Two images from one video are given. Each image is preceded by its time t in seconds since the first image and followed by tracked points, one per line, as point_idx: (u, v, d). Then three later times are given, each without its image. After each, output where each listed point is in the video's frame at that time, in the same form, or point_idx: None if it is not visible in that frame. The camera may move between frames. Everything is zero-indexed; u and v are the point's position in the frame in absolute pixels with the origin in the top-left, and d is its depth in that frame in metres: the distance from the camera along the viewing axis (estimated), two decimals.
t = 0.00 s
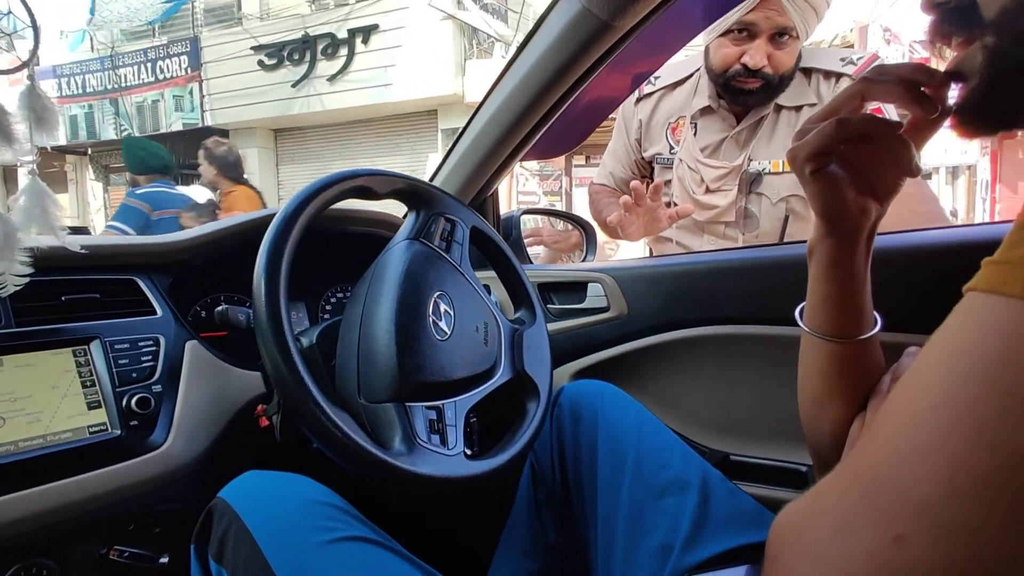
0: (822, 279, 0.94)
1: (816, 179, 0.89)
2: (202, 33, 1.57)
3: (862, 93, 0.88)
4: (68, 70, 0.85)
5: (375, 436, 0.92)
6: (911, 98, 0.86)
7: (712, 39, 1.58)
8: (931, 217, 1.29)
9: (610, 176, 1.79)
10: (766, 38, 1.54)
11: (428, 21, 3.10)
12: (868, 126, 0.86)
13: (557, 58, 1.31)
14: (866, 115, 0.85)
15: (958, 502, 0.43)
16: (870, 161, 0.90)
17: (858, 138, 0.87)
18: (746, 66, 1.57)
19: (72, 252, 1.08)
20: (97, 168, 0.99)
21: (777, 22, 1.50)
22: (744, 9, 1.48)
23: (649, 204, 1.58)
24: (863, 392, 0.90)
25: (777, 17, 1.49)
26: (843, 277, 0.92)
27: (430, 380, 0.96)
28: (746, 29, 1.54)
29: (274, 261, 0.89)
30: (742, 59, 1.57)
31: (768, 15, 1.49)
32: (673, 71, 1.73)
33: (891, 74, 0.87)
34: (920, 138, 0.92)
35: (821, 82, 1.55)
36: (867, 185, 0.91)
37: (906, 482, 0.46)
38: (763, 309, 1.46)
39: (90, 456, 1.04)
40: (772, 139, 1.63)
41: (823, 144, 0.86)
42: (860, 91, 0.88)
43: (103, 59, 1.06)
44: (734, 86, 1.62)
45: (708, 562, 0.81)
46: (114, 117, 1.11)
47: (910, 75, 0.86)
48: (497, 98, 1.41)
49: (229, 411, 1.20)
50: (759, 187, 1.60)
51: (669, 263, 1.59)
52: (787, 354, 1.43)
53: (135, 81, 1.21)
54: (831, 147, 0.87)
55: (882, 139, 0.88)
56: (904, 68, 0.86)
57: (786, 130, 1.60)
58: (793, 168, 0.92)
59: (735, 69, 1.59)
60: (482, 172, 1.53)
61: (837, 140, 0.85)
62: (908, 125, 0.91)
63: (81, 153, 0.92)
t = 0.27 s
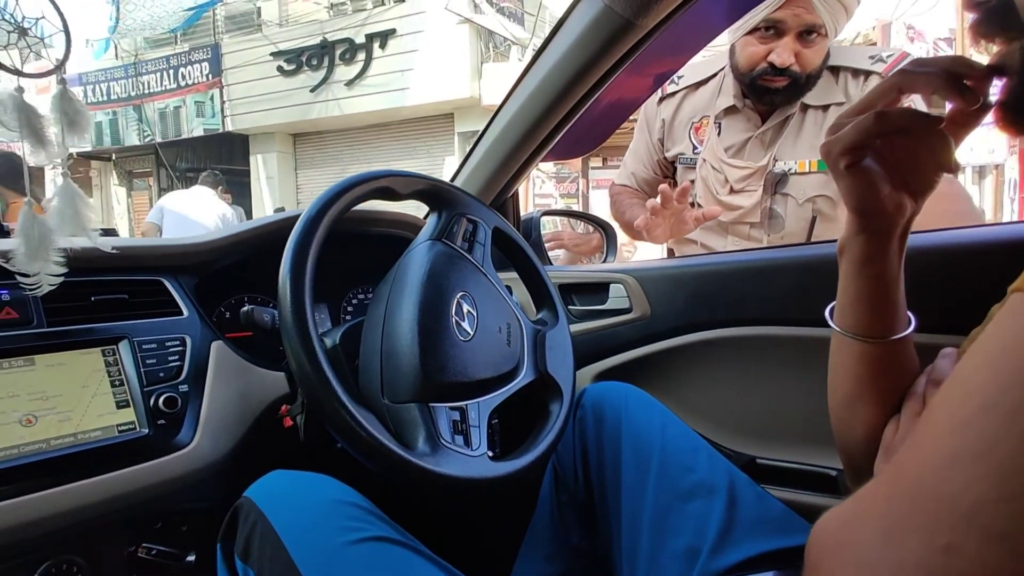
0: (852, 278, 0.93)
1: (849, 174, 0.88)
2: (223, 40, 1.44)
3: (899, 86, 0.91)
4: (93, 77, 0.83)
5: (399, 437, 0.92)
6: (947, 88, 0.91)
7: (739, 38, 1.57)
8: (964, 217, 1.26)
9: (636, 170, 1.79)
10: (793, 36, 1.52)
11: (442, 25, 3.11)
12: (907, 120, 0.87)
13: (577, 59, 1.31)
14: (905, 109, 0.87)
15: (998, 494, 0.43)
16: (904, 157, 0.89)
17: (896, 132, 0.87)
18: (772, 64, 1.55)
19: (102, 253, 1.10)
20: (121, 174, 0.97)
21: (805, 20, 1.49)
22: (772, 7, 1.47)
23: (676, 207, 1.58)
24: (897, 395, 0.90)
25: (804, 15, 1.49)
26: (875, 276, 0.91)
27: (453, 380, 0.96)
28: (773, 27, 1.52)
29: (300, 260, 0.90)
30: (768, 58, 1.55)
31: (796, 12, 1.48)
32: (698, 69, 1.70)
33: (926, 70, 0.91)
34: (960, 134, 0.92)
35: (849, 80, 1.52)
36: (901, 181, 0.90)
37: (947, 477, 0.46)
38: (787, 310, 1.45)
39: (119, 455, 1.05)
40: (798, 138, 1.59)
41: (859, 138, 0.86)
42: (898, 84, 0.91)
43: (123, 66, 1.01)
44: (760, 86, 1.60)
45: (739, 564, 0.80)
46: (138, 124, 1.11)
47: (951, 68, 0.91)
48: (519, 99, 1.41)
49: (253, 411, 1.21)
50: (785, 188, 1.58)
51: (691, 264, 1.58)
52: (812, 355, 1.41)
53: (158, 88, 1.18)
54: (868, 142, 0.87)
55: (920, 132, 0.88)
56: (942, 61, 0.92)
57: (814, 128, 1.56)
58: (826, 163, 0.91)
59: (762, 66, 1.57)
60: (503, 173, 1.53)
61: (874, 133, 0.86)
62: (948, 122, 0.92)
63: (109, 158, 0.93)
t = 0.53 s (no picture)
0: (870, 275, 0.92)
1: (867, 171, 0.87)
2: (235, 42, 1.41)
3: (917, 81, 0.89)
4: (108, 80, 0.84)
5: (411, 434, 0.92)
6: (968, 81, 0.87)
7: (756, 31, 1.54)
8: (983, 215, 1.25)
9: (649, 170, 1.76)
10: (813, 30, 1.49)
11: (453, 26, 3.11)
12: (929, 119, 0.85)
13: (588, 57, 1.31)
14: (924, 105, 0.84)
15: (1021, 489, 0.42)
16: (925, 153, 0.87)
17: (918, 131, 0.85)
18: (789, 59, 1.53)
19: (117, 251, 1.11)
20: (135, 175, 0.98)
21: (824, 14, 1.45)
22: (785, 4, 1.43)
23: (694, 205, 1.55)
24: (915, 394, 0.89)
25: (823, 8, 1.44)
26: (893, 273, 0.90)
27: (465, 378, 0.96)
28: (792, 22, 1.49)
29: (313, 260, 0.90)
30: (786, 52, 1.53)
31: (814, 6, 1.44)
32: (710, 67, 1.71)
33: (945, 61, 0.88)
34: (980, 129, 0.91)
35: (867, 77, 1.50)
36: (920, 177, 0.88)
37: (969, 472, 0.46)
38: (801, 309, 1.44)
39: (135, 452, 1.06)
40: (816, 135, 1.59)
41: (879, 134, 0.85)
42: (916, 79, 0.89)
43: (137, 68, 1.01)
44: (778, 80, 1.58)
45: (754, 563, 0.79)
46: (154, 126, 1.12)
47: (971, 61, 0.87)
48: (530, 96, 1.41)
49: (266, 409, 1.21)
50: (801, 185, 1.57)
51: (703, 262, 1.58)
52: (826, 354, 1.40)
53: (171, 90, 1.21)
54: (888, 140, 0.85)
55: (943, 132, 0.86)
56: (964, 53, 0.88)
57: (831, 126, 1.56)
58: (843, 159, 0.90)
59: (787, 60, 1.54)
60: (514, 171, 1.53)
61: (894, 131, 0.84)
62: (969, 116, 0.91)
63: (121, 160, 0.94)
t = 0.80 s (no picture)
0: (871, 278, 0.92)
1: (868, 174, 0.87)
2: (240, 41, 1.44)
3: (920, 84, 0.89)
4: (113, 77, 0.85)
5: (412, 435, 0.92)
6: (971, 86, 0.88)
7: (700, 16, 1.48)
8: (986, 217, 1.25)
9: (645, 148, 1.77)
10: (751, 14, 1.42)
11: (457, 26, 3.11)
12: (932, 122, 0.84)
13: (591, 58, 1.31)
14: (927, 108, 0.84)
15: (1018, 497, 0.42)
16: (926, 157, 0.88)
17: (920, 133, 0.85)
18: (778, 54, 1.51)
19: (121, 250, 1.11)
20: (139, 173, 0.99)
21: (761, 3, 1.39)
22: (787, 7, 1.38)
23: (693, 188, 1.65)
24: (916, 398, 0.89)
25: None
26: (894, 276, 0.90)
27: (466, 379, 0.96)
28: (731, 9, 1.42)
29: (314, 260, 0.90)
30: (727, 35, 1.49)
31: None
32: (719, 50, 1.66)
33: (948, 66, 0.89)
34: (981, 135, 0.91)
35: (872, 69, 1.47)
36: (922, 180, 0.88)
37: (967, 480, 0.46)
38: (803, 311, 1.44)
39: (137, 450, 1.06)
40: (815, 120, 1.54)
41: (880, 137, 0.85)
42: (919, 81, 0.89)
43: (143, 66, 1.01)
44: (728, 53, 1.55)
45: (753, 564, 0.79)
46: (159, 125, 1.12)
47: (974, 65, 0.88)
48: (532, 98, 1.41)
49: (268, 408, 1.22)
50: (797, 173, 1.54)
51: (705, 264, 1.58)
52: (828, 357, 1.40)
53: (178, 89, 1.21)
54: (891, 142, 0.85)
55: (946, 136, 0.86)
56: (966, 57, 0.89)
57: (835, 117, 1.52)
58: (845, 162, 0.90)
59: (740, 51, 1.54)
60: (516, 172, 1.53)
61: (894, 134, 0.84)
62: (970, 120, 0.90)
63: (126, 158, 0.95)
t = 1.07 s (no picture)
0: (870, 279, 0.92)
1: (867, 175, 0.87)
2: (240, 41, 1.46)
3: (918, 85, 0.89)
4: (112, 78, 0.85)
5: (410, 436, 0.92)
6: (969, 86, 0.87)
7: None
8: (986, 217, 1.24)
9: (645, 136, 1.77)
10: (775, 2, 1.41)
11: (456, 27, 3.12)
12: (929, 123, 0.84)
13: (589, 59, 1.31)
14: (925, 110, 0.84)
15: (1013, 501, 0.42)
16: (924, 158, 0.87)
17: (918, 135, 0.85)
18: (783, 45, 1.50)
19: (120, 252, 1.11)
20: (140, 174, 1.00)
21: None
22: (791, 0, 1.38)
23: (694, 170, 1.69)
24: (915, 399, 0.89)
25: None
26: (893, 278, 0.90)
27: (464, 380, 0.96)
28: None
29: (311, 263, 0.90)
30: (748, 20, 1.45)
31: None
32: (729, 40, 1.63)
33: (946, 67, 0.89)
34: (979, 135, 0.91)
35: (871, 65, 1.48)
36: (920, 181, 0.88)
37: (962, 484, 0.46)
38: (802, 312, 1.44)
39: (136, 452, 1.06)
40: (812, 113, 1.53)
41: (878, 138, 0.84)
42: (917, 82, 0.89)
43: (144, 67, 1.02)
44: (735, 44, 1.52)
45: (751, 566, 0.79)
46: (160, 125, 1.12)
47: (974, 65, 0.88)
48: (531, 99, 1.41)
49: (266, 409, 1.22)
50: (790, 166, 1.54)
51: (704, 264, 1.58)
52: (827, 358, 1.39)
53: (177, 89, 1.21)
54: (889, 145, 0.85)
55: (943, 137, 0.86)
56: (966, 56, 0.89)
57: (831, 110, 1.51)
58: (844, 163, 0.90)
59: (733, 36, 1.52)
60: (516, 173, 1.53)
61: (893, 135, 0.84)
62: (971, 120, 0.90)
63: (127, 159, 0.95)
